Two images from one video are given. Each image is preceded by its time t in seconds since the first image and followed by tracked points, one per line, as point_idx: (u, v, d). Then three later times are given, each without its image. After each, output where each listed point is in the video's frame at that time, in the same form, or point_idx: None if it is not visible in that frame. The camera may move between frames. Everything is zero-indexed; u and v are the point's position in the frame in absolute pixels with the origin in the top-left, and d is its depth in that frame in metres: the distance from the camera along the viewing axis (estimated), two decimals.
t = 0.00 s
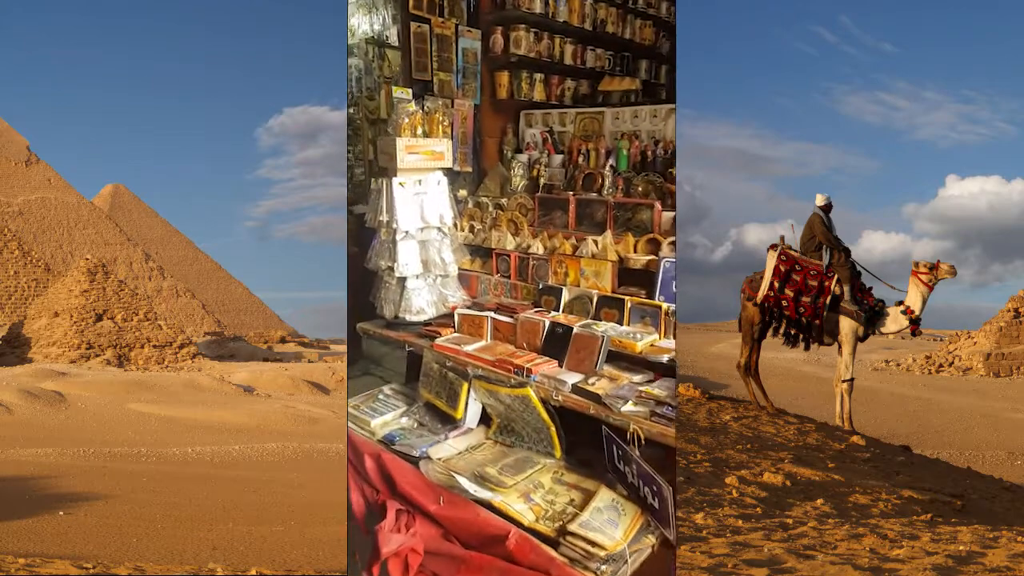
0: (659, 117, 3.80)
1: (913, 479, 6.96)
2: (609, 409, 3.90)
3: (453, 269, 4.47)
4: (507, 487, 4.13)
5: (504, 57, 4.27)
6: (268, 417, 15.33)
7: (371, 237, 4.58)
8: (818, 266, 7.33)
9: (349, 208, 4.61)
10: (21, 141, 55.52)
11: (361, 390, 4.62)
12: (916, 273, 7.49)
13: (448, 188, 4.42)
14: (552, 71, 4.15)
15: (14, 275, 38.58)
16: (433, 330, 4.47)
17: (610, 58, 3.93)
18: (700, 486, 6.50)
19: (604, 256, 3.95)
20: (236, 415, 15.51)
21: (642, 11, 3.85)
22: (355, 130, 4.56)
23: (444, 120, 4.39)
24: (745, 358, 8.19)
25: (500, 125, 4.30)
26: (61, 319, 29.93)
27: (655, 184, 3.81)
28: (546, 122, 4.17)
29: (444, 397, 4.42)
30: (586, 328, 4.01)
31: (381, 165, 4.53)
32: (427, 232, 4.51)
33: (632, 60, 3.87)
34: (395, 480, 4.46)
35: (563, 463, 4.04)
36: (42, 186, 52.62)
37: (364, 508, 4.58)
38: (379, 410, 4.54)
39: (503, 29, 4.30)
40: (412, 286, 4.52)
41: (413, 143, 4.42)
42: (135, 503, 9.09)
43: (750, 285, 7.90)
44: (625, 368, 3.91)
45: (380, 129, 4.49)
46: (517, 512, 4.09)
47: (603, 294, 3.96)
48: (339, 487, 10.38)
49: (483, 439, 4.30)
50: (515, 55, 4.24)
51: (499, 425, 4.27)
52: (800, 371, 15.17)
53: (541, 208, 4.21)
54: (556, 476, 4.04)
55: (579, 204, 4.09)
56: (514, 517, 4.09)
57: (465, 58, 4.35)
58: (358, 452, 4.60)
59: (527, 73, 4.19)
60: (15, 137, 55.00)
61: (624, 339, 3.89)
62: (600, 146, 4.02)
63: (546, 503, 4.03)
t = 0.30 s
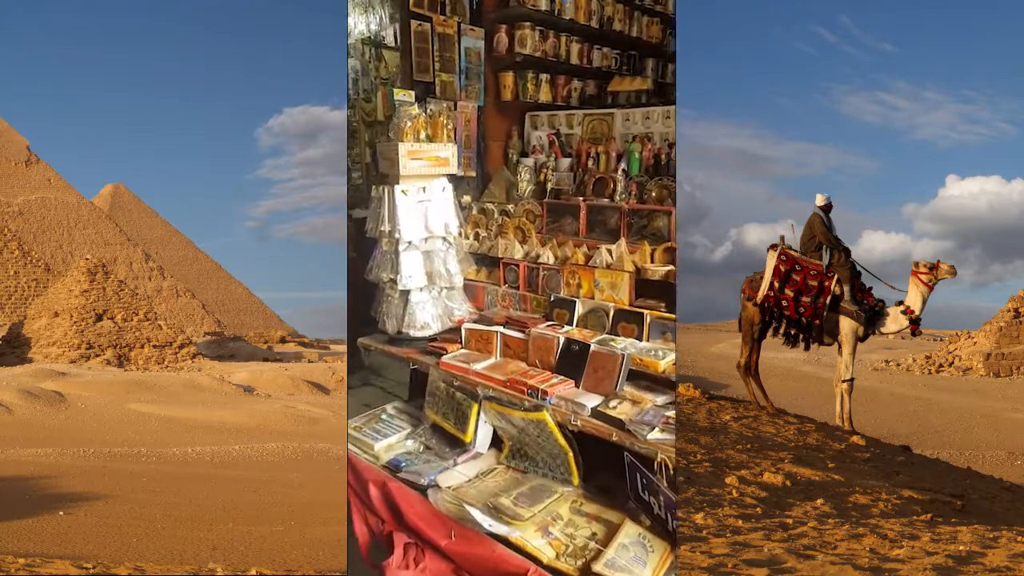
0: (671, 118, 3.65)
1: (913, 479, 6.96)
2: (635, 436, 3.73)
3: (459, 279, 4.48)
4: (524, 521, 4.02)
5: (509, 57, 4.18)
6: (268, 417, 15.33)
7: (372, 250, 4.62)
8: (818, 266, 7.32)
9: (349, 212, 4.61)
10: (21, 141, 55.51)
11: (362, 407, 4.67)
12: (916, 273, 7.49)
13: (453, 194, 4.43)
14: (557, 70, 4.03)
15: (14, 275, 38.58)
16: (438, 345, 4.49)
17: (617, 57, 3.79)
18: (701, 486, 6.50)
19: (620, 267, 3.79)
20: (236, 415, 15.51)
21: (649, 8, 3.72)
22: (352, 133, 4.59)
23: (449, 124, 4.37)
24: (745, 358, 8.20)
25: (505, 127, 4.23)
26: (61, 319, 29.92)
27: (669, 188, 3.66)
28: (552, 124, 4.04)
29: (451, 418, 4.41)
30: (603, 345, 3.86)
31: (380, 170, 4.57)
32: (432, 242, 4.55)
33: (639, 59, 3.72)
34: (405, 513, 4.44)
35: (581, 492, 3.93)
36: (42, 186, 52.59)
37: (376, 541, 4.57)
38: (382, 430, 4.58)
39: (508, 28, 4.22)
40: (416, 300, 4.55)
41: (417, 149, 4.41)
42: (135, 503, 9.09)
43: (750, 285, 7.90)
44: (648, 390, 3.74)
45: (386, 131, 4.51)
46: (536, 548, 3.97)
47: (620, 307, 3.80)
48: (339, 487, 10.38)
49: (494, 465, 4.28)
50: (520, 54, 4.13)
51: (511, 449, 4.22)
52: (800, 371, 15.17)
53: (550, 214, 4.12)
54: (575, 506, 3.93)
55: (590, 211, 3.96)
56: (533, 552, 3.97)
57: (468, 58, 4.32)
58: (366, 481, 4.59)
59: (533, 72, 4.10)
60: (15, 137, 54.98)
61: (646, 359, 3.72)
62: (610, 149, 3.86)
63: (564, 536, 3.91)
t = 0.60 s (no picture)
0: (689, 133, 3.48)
1: (913, 479, 6.97)
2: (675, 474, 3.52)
3: (475, 303, 4.38)
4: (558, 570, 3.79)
5: (522, 71, 4.12)
6: (268, 417, 15.34)
7: (381, 275, 4.45)
8: (818, 266, 7.32)
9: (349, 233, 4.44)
10: (21, 141, 55.49)
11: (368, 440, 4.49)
12: (917, 273, 7.49)
13: (468, 212, 4.34)
14: (571, 85, 3.89)
15: (14, 275, 38.61)
16: (454, 373, 4.36)
17: (629, 72, 3.64)
18: (700, 486, 6.52)
19: (650, 289, 3.60)
20: (236, 415, 15.51)
21: (659, 22, 3.57)
22: (353, 152, 4.42)
23: (464, 141, 4.28)
24: (745, 358, 8.19)
25: (517, 144, 4.17)
26: (61, 319, 29.93)
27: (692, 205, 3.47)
28: (567, 140, 3.93)
29: (472, 453, 4.23)
30: (635, 373, 3.67)
31: (383, 189, 4.41)
32: (446, 263, 4.43)
33: (651, 74, 3.58)
34: (426, 557, 4.20)
35: (616, 536, 3.72)
36: (43, 186, 52.58)
37: None
38: (396, 468, 4.39)
39: (520, 41, 4.15)
40: (430, 325, 4.43)
41: (431, 167, 4.28)
42: (135, 503, 9.10)
43: (750, 285, 7.90)
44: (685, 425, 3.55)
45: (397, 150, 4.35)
46: None
47: (651, 332, 3.62)
48: (338, 486, 10.39)
49: (519, 504, 4.10)
50: (534, 69, 4.04)
51: (535, 486, 4.05)
52: (800, 371, 15.18)
53: (567, 232, 4.00)
54: (609, 551, 3.72)
55: (612, 229, 3.79)
56: None
57: (479, 73, 4.24)
58: (381, 523, 4.39)
59: (545, 87, 3.98)
60: (15, 137, 54.95)
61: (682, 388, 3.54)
62: (627, 165, 3.70)
63: None
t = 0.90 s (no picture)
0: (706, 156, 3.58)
1: (913, 479, 6.97)
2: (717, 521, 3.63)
3: (496, 332, 4.52)
4: None
5: (538, 94, 4.21)
6: (268, 417, 15.33)
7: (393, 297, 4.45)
8: (818, 266, 7.32)
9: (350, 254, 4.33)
10: (21, 141, 55.49)
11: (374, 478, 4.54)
12: (917, 273, 7.50)
13: (488, 239, 4.40)
14: (586, 108, 4.06)
15: (14, 275, 38.61)
16: (475, 410, 4.46)
17: (642, 94, 3.77)
18: (700, 486, 6.53)
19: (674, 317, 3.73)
20: (236, 415, 15.50)
21: (672, 45, 3.66)
22: (355, 175, 4.28)
23: (483, 165, 4.32)
24: (745, 358, 8.19)
25: (533, 167, 4.27)
26: (61, 319, 29.91)
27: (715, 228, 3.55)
28: (584, 163, 4.07)
29: (498, 496, 4.35)
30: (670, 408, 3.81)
31: (388, 212, 4.34)
32: (467, 292, 4.49)
33: (664, 96, 3.72)
34: None
35: None
36: (43, 186, 52.57)
37: None
38: (416, 511, 4.42)
39: (535, 64, 4.24)
40: (448, 356, 4.53)
41: (453, 194, 4.25)
42: (135, 503, 9.09)
43: (750, 285, 7.90)
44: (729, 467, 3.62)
45: (407, 173, 4.31)
46: None
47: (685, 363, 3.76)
48: (338, 486, 10.38)
49: (552, 551, 4.22)
50: (550, 92, 4.15)
51: (568, 532, 4.20)
52: (800, 371, 15.18)
53: (588, 259, 4.12)
54: None
55: (635, 255, 3.89)
56: None
57: (495, 96, 4.29)
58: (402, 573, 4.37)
59: (563, 109, 4.12)
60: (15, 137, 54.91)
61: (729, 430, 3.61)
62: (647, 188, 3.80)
63: None
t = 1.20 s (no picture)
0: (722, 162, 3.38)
1: (913, 479, 6.97)
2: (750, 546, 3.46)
3: (511, 343, 4.46)
4: None
5: (550, 97, 4.10)
6: (268, 417, 15.32)
7: (400, 302, 4.52)
8: (818, 266, 7.32)
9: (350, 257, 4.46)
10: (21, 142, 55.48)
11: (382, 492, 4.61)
12: (917, 273, 7.50)
13: (503, 247, 4.32)
14: (600, 111, 3.87)
15: (14, 275, 38.62)
16: (489, 424, 4.38)
17: (656, 97, 3.59)
18: (700, 486, 6.52)
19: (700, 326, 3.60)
20: (236, 415, 15.50)
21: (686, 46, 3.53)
22: (359, 178, 4.45)
23: (498, 170, 4.30)
24: (745, 358, 8.19)
25: (543, 172, 4.14)
26: (61, 319, 29.90)
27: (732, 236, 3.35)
28: (596, 167, 3.90)
29: (516, 516, 4.23)
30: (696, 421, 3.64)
31: (391, 216, 4.44)
32: (482, 301, 4.43)
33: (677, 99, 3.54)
34: None
35: None
36: (42, 186, 52.57)
37: None
38: (429, 531, 4.41)
39: (549, 67, 4.15)
40: (461, 368, 4.49)
41: (469, 200, 4.20)
42: (135, 503, 9.09)
43: (750, 285, 7.90)
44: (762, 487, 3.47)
45: (410, 176, 4.39)
46: None
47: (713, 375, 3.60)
48: (338, 486, 10.37)
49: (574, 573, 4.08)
50: (564, 95, 4.00)
51: (589, 551, 4.00)
52: (800, 371, 15.18)
53: (604, 265, 3.90)
54: None
55: (653, 263, 3.67)
56: None
57: (506, 98, 4.24)
58: None
59: (577, 113, 3.95)
60: (15, 137, 54.85)
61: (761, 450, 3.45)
62: (666, 194, 3.57)
63: None
